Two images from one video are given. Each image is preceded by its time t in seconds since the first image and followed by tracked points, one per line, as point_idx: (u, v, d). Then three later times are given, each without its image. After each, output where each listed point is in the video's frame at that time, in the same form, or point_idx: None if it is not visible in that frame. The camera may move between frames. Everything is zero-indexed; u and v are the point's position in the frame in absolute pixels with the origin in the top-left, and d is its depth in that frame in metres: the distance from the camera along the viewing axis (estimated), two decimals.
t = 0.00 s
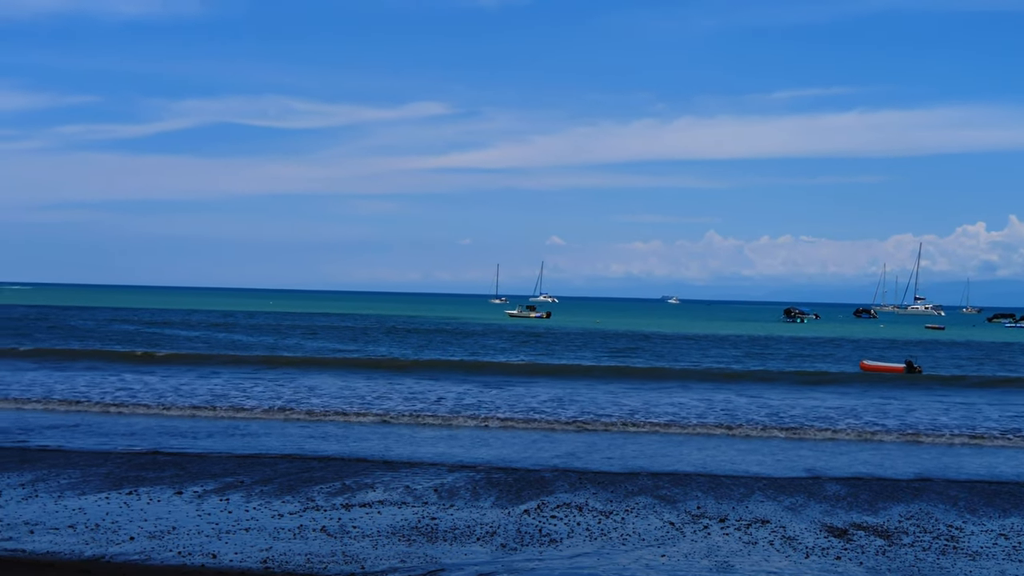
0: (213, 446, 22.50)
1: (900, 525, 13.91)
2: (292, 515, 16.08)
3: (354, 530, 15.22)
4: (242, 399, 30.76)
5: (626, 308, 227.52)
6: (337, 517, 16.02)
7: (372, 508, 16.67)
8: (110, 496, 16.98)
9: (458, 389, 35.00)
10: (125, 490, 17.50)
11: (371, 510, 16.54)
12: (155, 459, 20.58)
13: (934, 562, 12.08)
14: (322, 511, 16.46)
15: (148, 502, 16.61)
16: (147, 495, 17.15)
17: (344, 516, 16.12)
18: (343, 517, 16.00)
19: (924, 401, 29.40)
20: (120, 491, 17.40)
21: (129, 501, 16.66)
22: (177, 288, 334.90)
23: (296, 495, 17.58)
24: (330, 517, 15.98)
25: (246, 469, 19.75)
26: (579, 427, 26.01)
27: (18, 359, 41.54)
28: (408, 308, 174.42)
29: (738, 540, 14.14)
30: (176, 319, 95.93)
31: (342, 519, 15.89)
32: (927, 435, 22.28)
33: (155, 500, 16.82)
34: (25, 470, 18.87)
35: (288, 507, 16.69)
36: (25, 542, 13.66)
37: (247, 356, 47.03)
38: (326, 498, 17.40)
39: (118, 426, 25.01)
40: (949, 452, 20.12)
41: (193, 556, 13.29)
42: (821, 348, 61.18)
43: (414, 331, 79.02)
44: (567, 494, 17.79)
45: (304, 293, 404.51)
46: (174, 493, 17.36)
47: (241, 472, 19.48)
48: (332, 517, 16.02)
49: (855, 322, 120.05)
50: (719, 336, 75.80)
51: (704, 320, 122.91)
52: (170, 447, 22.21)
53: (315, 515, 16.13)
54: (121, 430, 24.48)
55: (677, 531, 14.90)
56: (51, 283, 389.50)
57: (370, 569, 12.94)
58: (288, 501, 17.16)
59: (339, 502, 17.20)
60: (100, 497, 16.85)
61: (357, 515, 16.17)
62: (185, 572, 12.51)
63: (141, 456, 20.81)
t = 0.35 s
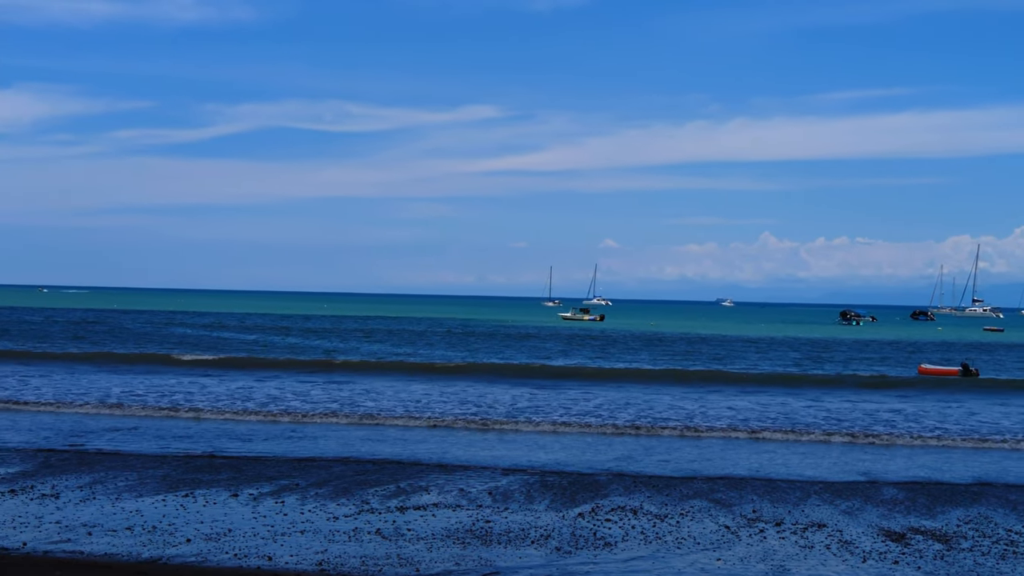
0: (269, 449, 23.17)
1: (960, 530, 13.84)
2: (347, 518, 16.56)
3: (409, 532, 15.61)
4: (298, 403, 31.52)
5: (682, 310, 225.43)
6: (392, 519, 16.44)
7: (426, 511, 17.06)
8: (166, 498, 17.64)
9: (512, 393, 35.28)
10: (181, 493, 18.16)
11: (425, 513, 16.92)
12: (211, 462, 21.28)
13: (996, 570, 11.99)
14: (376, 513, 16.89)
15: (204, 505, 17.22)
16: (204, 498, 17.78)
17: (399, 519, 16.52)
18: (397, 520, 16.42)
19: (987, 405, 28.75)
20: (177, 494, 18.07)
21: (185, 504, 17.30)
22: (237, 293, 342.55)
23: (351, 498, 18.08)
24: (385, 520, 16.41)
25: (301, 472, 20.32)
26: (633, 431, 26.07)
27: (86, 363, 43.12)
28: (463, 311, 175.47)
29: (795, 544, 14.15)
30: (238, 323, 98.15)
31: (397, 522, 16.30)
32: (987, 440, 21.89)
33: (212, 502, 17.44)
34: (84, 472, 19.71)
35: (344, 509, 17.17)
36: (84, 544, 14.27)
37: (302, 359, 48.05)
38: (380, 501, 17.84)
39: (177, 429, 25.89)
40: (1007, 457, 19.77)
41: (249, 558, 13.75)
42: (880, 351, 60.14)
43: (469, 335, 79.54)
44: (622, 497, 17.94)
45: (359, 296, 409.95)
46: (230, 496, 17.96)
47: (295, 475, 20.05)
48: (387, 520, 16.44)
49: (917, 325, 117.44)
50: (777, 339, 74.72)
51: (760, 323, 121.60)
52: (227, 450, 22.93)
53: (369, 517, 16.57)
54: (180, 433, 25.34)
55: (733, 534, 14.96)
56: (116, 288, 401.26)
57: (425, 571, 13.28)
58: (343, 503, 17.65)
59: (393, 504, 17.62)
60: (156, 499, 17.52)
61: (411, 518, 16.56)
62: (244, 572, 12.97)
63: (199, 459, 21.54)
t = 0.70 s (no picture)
0: (323, 451, 23.84)
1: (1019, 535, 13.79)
2: (401, 520, 17.03)
3: (462, 534, 16.02)
4: (351, 405, 32.24)
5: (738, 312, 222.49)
6: (445, 521, 16.87)
7: (480, 513, 17.45)
8: (221, 499, 18.33)
9: (564, 396, 35.51)
10: (236, 494, 18.85)
11: (479, 515, 17.31)
12: (265, 464, 21.97)
13: None
14: (430, 515, 17.33)
15: (259, 506, 17.86)
16: (258, 499, 18.42)
17: (452, 521, 16.95)
18: (451, 522, 16.83)
19: None
20: (232, 495, 18.75)
21: (240, 504, 17.96)
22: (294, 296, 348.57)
23: (405, 500, 18.57)
24: (438, 522, 16.85)
25: (354, 474, 20.90)
26: (683, 435, 26.09)
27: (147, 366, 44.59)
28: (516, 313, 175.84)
29: (850, 547, 14.19)
30: (295, 326, 99.94)
31: (450, 523, 16.71)
32: None
33: (266, 503, 18.07)
34: (140, 473, 20.56)
35: (397, 511, 17.66)
36: (141, 544, 14.91)
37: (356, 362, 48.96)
38: (433, 503, 18.29)
39: (234, 431, 26.73)
40: None
41: (303, 559, 14.28)
42: (940, 353, 58.95)
43: (521, 337, 79.92)
44: (675, 500, 18.12)
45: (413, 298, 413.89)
46: (285, 497, 18.60)
47: (349, 477, 20.63)
48: (440, 521, 16.88)
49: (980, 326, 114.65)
50: (834, 342, 73.53)
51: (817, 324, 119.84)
52: (281, 452, 23.64)
53: (423, 519, 17.02)
54: (237, 435, 26.15)
55: (788, 538, 15.04)
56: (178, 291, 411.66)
57: (479, 573, 13.63)
58: (397, 505, 18.15)
59: (446, 506, 18.05)
60: (211, 500, 18.22)
61: (465, 520, 16.97)
62: (300, 573, 13.46)
63: (253, 461, 22.25)
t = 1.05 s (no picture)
0: (378, 453, 24.50)
1: None
2: (456, 521, 17.52)
3: (517, 536, 16.45)
4: (406, 408, 32.94)
5: (797, 314, 218.71)
6: (501, 523, 17.31)
7: (535, 515, 17.85)
8: (278, 501, 19.06)
9: (619, 399, 35.69)
10: (293, 495, 19.58)
11: (533, 517, 17.72)
12: (321, 466, 22.69)
13: None
14: (485, 517, 17.80)
15: (315, 507, 18.55)
16: (315, 501, 19.10)
17: (507, 523, 17.38)
18: (506, 524, 17.27)
19: None
20: (289, 496, 19.48)
21: (297, 506, 18.66)
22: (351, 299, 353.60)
23: (460, 502, 19.07)
24: (493, 524, 17.30)
25: (410, 476, 21.48)
26: (738, 439, 26.08)
27: (209, 368, 46.06)
28: (572, 315, 175.58)
29: (907, 552, 14.23)
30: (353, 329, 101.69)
31: (505, 526, 17.15)
32: None
33: (323, 505, 18.74)
34: (198, 474, 21.46)
35: (452, 513, 18.17)
36: (199, 544, 15.66)
37: (410, 364, 49.83)
38: (488, 505, 18.75)
39: (292, 433, 27.58)
40: None
41: (360, 561, 14.85)
42: (1004, 356, 57.57)
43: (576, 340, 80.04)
44: (731, 503, 18.27)
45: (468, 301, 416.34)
46: (341, 499, 19.26)
47: (404, 478, 21.23)
48: (495, 523, 17.33)
49: None
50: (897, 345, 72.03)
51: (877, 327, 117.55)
52: (339, 455, 24.34)
53: (478, 521, 17.50)
54: (294, 437, 27.01)
55: (844, 542, 15.12)
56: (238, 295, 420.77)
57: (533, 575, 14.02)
58: (452, 507, 18.66)
59: (501, 508, 18.50)
60: (269, 502, 18.96)
61: (520, 522, 17.39)
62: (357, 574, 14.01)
63: (308, 463, 23.00)
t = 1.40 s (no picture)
0: (438, 452, 25.19)
1: None
2: (517, 520, 18.08)
3: (577, 535, 16.94)
4: (464, 407, 33.62)
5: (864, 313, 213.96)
6: (561, 522, 17.81)
7: (595, 514, 18.31)
8: (338, 499, 19.86)
9: (676, 399, 35.82)
10: (353, 493, 20.38)
11: (593, 516, 18.18)
12: (381, 464, 23.46)
13: None
14: (545, 516, 18.31)
15: (374, 505, 19.30)
16: (374, 499, 19.87)
17: (567, 522, 17.87)
18: (566, 522, 17.77)
19: None
20: (349, 494, 20.29)
21: (356, 504, 19.43)
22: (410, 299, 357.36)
23: (520, 500, 19.61)
24: (553, 522, 17.81)
25: (470, 475, 22.11)
26: (797, 440, 26.07)
27: (271, 368, 47.45)
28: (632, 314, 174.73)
29: (971, 552, 14.33)
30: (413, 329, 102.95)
31: (565, 524, 17.65)
32: None
33: (382, 503, 19.49)
34: (258, 472, 22.45)
35: (513, 511, 18.73)
36: (260, 542, 16.49)
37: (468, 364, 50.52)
38: (548, 504, 19.25)
39: (352, 432, 28.46)
40: None
41: (421, 558, 15.52)
42: None
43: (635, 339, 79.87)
44: (791, 503, 18.46)
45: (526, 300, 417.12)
46: (400, 497, 19.98)
47: (464, 477, 21.87)
48: (555, 522, 17.83)
49: None
50: (967, 344, 70.23)
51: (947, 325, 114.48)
52: (399, 453, 25.10)
53: (538, 520, 18.02)
54: (354, 436, 27.86)
55: (906, 542, 15.24)
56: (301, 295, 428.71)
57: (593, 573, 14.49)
58: (512, 505, 19.22)
59: (560, 507, 19.00)
60: (328, 500, 19.78)
61: (580, 521, 17.86)
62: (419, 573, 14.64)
63: (368, 462, 23.80)
